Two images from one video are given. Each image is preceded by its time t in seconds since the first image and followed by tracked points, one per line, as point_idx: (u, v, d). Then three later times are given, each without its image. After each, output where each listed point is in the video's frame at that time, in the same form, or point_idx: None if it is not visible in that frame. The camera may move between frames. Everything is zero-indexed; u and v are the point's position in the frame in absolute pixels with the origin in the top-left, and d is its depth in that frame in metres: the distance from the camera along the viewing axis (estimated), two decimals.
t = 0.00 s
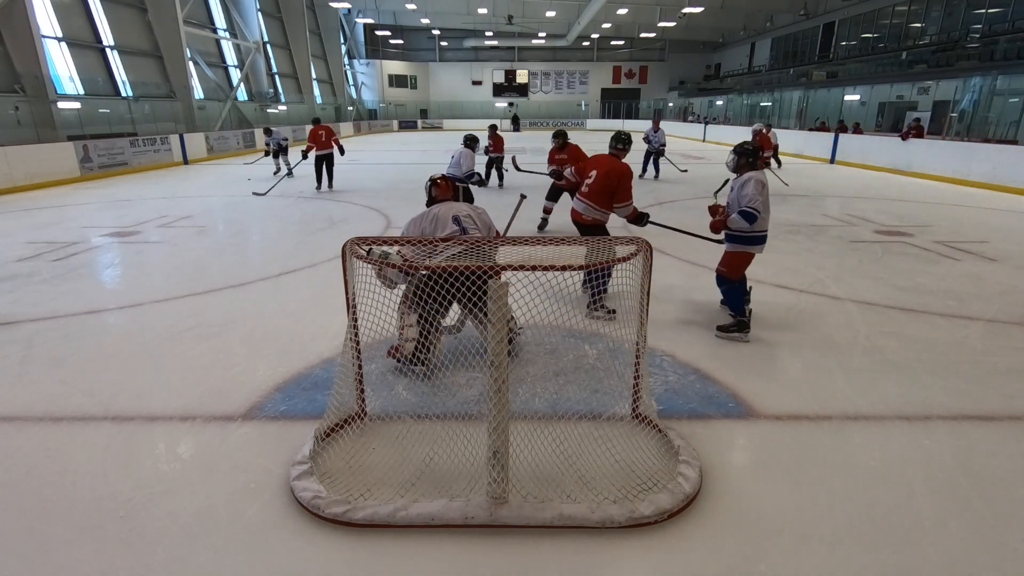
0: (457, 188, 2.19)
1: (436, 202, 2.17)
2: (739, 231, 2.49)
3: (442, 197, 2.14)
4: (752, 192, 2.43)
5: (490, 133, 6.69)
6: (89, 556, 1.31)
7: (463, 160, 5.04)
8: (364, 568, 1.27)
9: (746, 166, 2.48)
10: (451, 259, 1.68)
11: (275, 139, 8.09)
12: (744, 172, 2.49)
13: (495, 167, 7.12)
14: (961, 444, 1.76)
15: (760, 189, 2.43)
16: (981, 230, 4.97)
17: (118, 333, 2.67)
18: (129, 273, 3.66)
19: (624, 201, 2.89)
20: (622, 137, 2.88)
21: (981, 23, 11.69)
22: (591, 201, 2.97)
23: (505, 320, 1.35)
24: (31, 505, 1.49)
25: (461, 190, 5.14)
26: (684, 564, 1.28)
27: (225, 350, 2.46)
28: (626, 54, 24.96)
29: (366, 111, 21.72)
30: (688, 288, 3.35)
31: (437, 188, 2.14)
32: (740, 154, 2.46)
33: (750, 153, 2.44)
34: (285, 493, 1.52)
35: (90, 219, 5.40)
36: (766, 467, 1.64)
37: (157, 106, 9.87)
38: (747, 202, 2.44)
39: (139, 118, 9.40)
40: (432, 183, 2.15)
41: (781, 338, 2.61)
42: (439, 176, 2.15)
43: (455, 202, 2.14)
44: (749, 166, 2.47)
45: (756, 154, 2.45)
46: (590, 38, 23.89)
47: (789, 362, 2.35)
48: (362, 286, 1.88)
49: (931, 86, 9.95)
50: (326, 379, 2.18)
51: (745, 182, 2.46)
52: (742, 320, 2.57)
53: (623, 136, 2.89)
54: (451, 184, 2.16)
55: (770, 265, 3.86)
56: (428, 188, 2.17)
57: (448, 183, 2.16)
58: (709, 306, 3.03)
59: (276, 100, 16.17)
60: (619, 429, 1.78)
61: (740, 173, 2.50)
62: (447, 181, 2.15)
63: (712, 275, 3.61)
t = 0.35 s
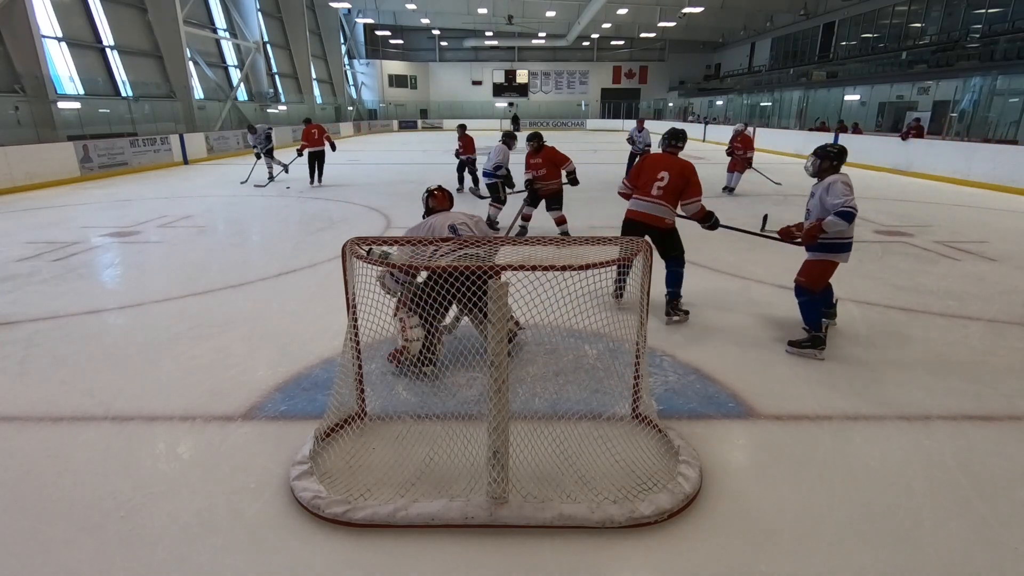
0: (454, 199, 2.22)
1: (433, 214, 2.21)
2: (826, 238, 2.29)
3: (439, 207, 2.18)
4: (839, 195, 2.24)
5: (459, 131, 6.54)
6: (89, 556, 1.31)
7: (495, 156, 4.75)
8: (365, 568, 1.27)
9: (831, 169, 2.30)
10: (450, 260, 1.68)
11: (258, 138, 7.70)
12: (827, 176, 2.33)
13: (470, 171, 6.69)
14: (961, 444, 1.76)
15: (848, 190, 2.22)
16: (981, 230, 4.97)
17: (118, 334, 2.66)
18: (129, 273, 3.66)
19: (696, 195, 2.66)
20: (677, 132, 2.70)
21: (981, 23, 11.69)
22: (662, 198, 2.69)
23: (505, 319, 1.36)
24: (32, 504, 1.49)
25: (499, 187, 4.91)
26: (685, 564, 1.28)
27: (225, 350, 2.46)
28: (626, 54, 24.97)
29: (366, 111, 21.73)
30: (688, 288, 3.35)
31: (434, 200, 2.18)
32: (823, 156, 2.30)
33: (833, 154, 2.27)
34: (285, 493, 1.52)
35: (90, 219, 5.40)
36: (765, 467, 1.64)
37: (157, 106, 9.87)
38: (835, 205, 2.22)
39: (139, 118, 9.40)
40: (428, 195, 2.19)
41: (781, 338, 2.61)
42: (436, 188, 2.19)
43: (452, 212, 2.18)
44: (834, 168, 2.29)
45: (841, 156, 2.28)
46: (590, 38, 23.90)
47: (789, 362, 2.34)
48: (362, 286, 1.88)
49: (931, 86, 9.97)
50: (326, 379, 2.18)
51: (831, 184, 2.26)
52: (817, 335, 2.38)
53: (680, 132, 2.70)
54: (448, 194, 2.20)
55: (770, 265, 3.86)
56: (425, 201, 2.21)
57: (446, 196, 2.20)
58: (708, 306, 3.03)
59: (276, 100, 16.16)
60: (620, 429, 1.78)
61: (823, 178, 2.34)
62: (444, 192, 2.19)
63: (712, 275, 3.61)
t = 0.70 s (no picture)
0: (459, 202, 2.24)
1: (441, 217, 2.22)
2: (922, 246, 2.12)
3: (447, 211, 2.20)
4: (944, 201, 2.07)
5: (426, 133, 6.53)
6: (89, 556, 1.31)
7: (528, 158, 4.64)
8: (364, 568, 1.27)
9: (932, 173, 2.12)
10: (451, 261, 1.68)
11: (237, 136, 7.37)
12: (926, 181, 2.16)
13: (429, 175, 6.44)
14: (961, 444, 1.76)
15: (956, 195, 2.06)
16: (981, 230, 4.97)
17: (118, 334, 2.66)
18: (129, 273, 3.66)
19: (741, 181, 2.72)
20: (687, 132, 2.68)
21: (981, 23, 11.68)
22: (724, 195, 2.65)
23: (505, 320, 1.35)
24: (31, 505, 1.49)
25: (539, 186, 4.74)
26: (685, 564, 1.28)
27: (225, 350, 2.46)
28: (626, 54, 24.97)
29: (366, 111, 21.73)
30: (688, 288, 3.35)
31: (441, 204, 2.19)
32: (917, 160, 2.13)
33: (935, 158, 2.09)
34: (284, 493, 1.52)
35: (90, 219, 5.40)
36: (765, 467, 1.63)
37: (157, 106, 9.86)
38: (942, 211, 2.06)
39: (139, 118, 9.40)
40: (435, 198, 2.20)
41: (781, 338, 2.61)
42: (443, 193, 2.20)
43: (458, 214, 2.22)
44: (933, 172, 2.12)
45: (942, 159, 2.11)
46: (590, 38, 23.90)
47: (789, 363, 2.34)
48: (363, 285, 1.88)
49: (931, 86, 9.96)
50: (326, 379, 2.18)
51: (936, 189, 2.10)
52: (926, 356, 2.17)
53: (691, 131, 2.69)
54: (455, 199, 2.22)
55: (770, 265, 3.86)
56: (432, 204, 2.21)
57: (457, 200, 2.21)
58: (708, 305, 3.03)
59: (276, 100, 16.16)
60: (620, 428, 1.78)
61: (922, 183, 2.16)
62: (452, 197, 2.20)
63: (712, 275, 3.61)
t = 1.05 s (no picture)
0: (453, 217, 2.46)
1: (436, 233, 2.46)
2: None
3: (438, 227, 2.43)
4: None
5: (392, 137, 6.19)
6: (90, 556, 1.31)
7: (565, 159, 4.83)
8: (364, 568, 1.27)
9: None
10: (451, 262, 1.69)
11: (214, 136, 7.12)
12: None
13: (392, 178, 5.99)
14: (961, 444, 1.76)
15: None
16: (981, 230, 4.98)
17: (118, 334, 2.66)
18: (129, 273, 3.66)
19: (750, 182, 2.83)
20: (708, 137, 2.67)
21: (981, 23, 11.69)
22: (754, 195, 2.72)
23: (505, 321, 1.36)
24: (31, 505, 1.49)
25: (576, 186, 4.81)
26: (685, 564, 1.28)
27: (224, 350, 2.46)
28: (626, 54, 24.97)
29: (366, 111, 21.73)
30: (688, 288, 3.35)
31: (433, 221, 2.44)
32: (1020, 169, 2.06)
33: None
34: (285, 493, 1.52)
35: (90, 219, 5.40)
36: (765, 467, 1.64)
37: (157, 106, 9.86)
38: None
39: (139, 118, 9.40)
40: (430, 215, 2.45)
41: (781, 338, 2.61)
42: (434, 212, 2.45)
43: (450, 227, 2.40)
44: None
45: None
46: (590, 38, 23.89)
47: (789, 363, 2.34)
48: (363, 285, 1.88)
49: (931, 86, 9.97)
50: (326, 380, 2.18)
51: None
52: None
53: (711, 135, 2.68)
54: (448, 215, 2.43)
55: (770, 265, 3.86)
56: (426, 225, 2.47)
57: (444, 215, 2.45)
58: (708, 305, 3.03)
59: (276, 100, 16.16)
60: (620, 428, 1.78)
61: None
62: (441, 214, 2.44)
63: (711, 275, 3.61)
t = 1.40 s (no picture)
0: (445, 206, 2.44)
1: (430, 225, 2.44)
2: None
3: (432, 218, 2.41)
4: None
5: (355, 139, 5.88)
6: (90, 556, 1.31)
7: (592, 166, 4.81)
8: (364, 567, 1.27)
9: None
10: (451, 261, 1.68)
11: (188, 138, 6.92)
12: None
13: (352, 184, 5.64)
14: (961, 444, 1.76)
15: None
16: (981, 230, 4.97)
17: (118, 334, 2.66)
18: (129, 273, 3.66)
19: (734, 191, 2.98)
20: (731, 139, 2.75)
21: (981, 23, 11.69)
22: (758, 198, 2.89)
23: (505, 321, 1.36)
24: (31, 505, 1.49)
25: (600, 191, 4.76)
26: (685, 564, 1.28)
27: (224, 350, 2.45)
28: (626, 54, 24.97)
29: (366, 111, 21.73)
30: (688, 288, 3.35)
31: (427, 211, 2.41)
32: None
33: None
34: (284, 493, 1.52)
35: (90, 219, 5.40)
36: (765, 467, 1.64)
37: (157, 106, 9.86)
38: None
39: (139, 118, 9.40)
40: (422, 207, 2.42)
41: (781, 338, 2.60)
42: (425, 201, 2.42)
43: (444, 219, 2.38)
44: None
45: None
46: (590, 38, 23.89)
47: (789, 363, 2.34)
48: (363, 285, 1.87)
49: (931, 86, 9.98)
50: (327, 380, 2.18)
51: None
52: None
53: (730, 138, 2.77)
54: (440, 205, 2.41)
55: (770, 265, 3.86)
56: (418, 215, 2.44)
57: (435, 203, 2.42)
58: (708, 305, 3.03)
59: (276, 100, 16.17)
60: (619, 428, 1.78)
61: None
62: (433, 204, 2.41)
63: (711, 275, 3.61)
